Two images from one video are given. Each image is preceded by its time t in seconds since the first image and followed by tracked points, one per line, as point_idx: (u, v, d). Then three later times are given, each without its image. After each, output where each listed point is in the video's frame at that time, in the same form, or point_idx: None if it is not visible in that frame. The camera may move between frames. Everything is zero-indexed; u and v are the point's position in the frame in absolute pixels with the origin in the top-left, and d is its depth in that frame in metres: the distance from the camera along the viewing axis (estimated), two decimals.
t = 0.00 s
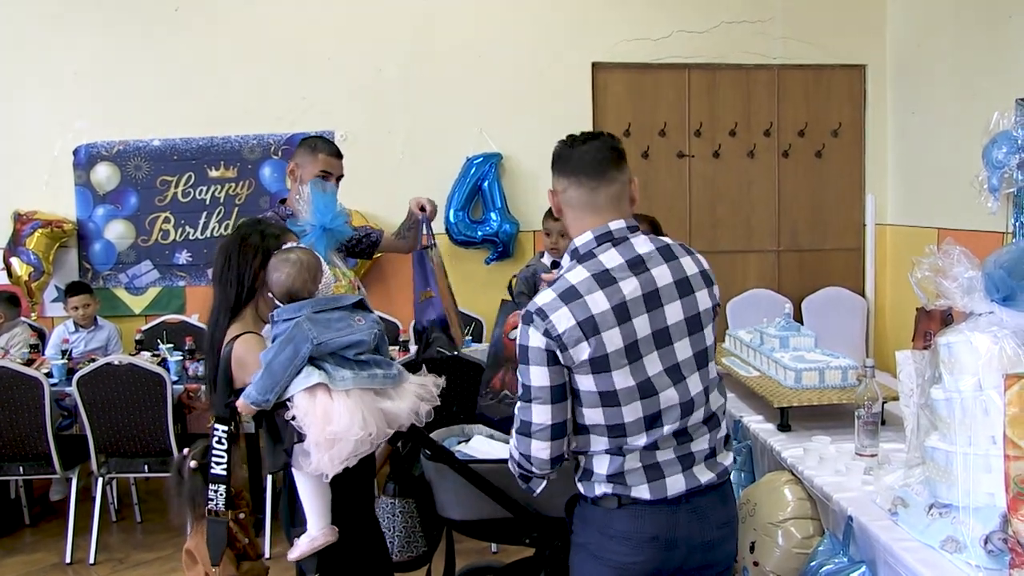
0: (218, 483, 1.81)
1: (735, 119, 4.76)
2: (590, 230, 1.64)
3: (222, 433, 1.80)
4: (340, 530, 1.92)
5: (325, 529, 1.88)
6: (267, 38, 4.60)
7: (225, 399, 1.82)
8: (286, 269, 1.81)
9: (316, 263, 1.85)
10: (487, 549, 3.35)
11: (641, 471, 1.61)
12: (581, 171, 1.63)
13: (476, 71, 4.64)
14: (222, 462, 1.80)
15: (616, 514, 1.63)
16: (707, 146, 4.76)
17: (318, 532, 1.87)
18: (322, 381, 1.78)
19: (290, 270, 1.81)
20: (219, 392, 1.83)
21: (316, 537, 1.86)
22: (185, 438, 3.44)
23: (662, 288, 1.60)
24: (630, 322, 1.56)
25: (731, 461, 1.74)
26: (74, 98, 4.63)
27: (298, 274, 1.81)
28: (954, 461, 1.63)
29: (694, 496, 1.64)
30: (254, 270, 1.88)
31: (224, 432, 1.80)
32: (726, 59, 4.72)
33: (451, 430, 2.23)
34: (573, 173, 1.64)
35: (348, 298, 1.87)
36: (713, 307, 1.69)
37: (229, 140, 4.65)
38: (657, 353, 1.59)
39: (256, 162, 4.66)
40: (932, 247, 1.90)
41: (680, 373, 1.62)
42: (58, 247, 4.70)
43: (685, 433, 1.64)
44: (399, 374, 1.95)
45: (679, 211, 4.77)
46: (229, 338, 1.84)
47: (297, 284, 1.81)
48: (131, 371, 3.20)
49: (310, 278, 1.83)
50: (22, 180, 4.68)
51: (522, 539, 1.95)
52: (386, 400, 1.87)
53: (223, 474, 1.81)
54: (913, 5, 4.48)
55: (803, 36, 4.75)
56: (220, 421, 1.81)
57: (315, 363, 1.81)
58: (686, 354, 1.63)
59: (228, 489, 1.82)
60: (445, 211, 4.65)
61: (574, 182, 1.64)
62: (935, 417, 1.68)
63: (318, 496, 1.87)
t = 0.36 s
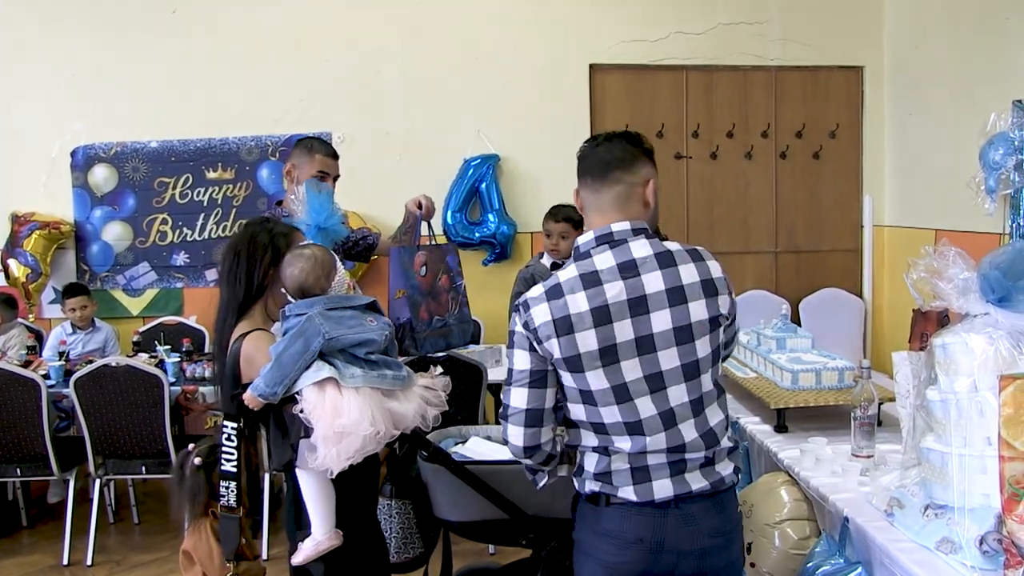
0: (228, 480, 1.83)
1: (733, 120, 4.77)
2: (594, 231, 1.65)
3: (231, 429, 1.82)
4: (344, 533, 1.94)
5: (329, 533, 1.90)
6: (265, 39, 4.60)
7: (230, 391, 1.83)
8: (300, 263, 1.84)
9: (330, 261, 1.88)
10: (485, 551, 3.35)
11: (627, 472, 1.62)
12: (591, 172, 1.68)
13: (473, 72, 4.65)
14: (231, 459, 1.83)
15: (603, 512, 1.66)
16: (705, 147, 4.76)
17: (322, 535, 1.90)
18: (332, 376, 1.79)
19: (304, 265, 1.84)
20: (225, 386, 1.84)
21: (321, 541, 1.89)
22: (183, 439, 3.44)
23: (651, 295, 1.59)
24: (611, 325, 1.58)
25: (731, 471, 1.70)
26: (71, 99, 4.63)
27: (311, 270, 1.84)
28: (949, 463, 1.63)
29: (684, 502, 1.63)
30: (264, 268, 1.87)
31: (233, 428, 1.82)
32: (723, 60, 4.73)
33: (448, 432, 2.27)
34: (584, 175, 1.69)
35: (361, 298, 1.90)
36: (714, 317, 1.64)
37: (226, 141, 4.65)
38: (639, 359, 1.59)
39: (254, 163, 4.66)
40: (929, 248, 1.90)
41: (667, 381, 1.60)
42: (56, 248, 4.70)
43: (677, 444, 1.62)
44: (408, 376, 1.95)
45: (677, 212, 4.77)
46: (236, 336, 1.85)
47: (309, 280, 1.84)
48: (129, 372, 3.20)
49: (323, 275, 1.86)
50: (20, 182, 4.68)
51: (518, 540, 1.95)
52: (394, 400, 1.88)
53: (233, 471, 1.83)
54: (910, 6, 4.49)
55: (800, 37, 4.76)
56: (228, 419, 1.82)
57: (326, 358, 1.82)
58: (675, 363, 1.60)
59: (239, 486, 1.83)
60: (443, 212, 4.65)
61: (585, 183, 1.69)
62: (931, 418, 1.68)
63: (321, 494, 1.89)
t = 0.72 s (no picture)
0: (230, 472, 1.83)
1: (730, 119, 4.77)
2: (597, 235, 1.66)
3: (236, 421, 1.81)
4: (337, 532, 1.91)
5: (320, 529, 1.87)
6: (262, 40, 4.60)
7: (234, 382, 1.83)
8: (305, 265, 1.82)
9: (336, 262, 1.86)
10: (484, 551, 3.35)
11: (626, 472, 1.64)
12: (597, 177, 1.67)
13: (471, 72, 4.65)
14: (234, 452, 1.82)
15: (604, 509, 1.69)
16: (702, 147, 4.77)
17: (313, 532, 1.87)
18: (323, 380, 1.79)
19: (309, 267, 1.82)
20: (230, 377, 1.83)
21: (311, 537, 1.86)
22: (182, 441, 3.44)
23: (649, 297, 1.59)
24: (608, 327, 1.59)
25: (735, 476, 1.67)
26: (68, 101, 4.63)
27: (316, 272, 1.83)
28: (946, 461, 1.63)
29: (681, 507, 1.63)
30: (281, 263, 1.85)
31: (237, 421, 1.82)
32: (720, 60, 4.73)
33: (447, 432, 2.28)
34: (589, 180, 1.69)
35: (366, 302, 1.89)
36: (714, 316, 1.63)
37: (224, 144, 4.65)
38: (638, 360, 1.59)
39: (252, 165, 4.66)
40: (925, 246, 1.90)
41: (668, 382, 1.59)
42: (54, 251, 4.70)
43: (674, 445, 1.61)
44: (407, 383, 1.96)
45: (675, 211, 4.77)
46: (245, 331, 1.83)
47: (314, 283, 1.84)
48: (127, 375, 3.20)
49: (328, 278, 1.85)
50: (17, 185, 4.68)
51: (517, 539, 1.97)
52: (387, 407, 1.88)
53: (236, 463, 1.83)
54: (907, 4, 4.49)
55: (797, 36, 4.76)
56: (232, 412, 1.81)
57: (320, 361, 1.82)
58: (675, 364, 1.59)
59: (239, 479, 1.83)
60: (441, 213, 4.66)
61: (590, 189, 1.68)
62: (928, 416, 1.68)
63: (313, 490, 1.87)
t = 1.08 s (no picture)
0: (245, 463, 1.82)
1: (728, 119, 4.77)
2: (642, 234, 1.72)
3: (253, 413, 1.87)
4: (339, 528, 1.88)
5: (323, 524, 1.83)
6: (261, 43, 4.60)
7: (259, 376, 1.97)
8: (319, 269, 1.82)
9: (350, 268, 1.86)
10: (485, 553, 3.35)
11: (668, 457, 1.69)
12: (641, 185, 1.74)
13: (470, 74, 4.65)
14: (250, 441, 1.84)
15: (642, 495, 1.74)
16: (701, 147, 4.77)
17: (316, 527, 1.83)
18: (318, 382, 1.79)
19: (324, 271, 1.81)
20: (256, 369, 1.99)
21: (313, 532, 1.82)
22: (184, 445, 3.44)
23: (693, 289, 1.64)
24: (654, 317, 1.64)
25: (763, 451, 1.73)
26: (67, 105, 4.64)
27: (330, 276, 1.82)
28: (947, 460, 1.64)
29: (717, 490, 1.69)
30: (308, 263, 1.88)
31: (254, 413, 1.87)
32: (718, 60, 4.73)
33: (446, 435, 2.28)
34: (632, 188, 1.76)
35: (378, 308, 1.89)
36: (752, 302, 1.69)
37: (223, 147, 4.66)
38: (684, 347, 1.64)
39: (251, 168, 4.67)
40: (923, 246, 1.90)
41: (711, 367, 1.64)
42: (54, 256, 4.70)
43: (713, 427, 1.67)
44: (407, 394, 1.90)
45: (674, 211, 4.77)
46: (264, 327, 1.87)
47: (328, 286, 1.83)
48: (128, 379, 3.20)
49: (342, 281, 1.84)
50: (17, 190, 4.69)
51: (517, 542, 1.99)
52: (385, 414, 1.84)
53: (251, 454, 1.83)
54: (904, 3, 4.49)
55: (794, 35, 4.76)
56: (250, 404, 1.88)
57: (321, 364, 1.82)
58: (718, 350, 1.65)
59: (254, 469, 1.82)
60: (440, 215, 4.66)
61: (634, 196, 1.74)
62: (928, 415, 1.69)
63: (318, 488, 1.83)
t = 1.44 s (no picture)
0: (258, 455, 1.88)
1: (732, 128, 4.78)
2: (727, 225, 1.84)
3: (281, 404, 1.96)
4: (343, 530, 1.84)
5: (323, 523, 1.81)
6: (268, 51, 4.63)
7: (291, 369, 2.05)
8: (343, 277, 1.80)
9: (374, 276, 1.82)
10: (490, 562, 3.34)
11: (729, 424, 1.76)
12: (725, 189, 1.86)
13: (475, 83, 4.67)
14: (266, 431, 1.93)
15: (690, 471, 1.79)
16: (705, 156, 4.77)
17: (316, 525, 1.82)
18: (322, 383, 1.76)
19: (346, 279, 1.79)
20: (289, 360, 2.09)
21: (313, 529, 1.81)
22: (189, 453, 3.45)
23: (777, 270, 1.76)
24: (741, 288, 1.74)
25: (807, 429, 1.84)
26: (74, 114, 4.66)
27: (351, 284, 1.80)
28: (952, 469, 1.64)
29: (763, 469, 1.77)
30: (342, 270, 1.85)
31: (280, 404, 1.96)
32: (722, 68, 4.74)
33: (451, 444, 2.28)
34: (716, 192, 1.87)
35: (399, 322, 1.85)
36: (822, 294, 1.83)
37: (228, 155, 4.68)
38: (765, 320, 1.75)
39: (256, 177, 4.69)
40: (928, 254, 1.90)
41: (785, 343, 1.76)
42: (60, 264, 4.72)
43: (773, 403, 1.77)
44: (411, 411, 1.84)
45: (677, 219, 4.77)
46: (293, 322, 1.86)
47: (349, 295, 1.80)
48: (133, 386, 3.20)
49: (363, 290, 1.80)
50: (24, 198, 4.71)
51: (522, 551, 2.02)
52: (385, 425, 1.80)
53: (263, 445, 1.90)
54: (908, 12, 4.50)
55: (798, 44, 4.77)
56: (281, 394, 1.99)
57: (332, 366, 1.78)
58: (792, 328, 1.76)
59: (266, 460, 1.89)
60: (445, 224, 4.67)
61: (718, 198, 1.85)
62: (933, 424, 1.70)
63: (321, 487, 1.81)
